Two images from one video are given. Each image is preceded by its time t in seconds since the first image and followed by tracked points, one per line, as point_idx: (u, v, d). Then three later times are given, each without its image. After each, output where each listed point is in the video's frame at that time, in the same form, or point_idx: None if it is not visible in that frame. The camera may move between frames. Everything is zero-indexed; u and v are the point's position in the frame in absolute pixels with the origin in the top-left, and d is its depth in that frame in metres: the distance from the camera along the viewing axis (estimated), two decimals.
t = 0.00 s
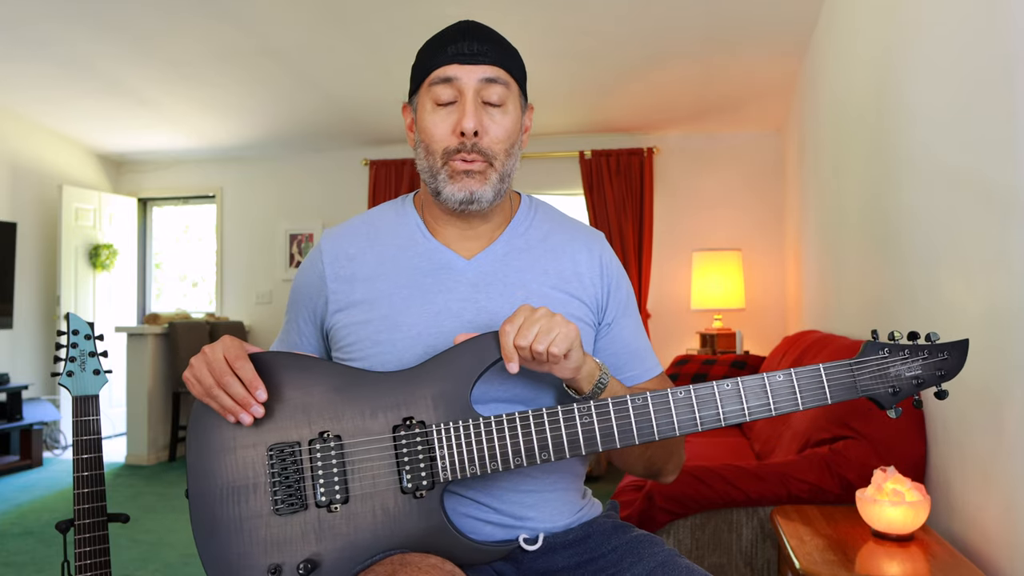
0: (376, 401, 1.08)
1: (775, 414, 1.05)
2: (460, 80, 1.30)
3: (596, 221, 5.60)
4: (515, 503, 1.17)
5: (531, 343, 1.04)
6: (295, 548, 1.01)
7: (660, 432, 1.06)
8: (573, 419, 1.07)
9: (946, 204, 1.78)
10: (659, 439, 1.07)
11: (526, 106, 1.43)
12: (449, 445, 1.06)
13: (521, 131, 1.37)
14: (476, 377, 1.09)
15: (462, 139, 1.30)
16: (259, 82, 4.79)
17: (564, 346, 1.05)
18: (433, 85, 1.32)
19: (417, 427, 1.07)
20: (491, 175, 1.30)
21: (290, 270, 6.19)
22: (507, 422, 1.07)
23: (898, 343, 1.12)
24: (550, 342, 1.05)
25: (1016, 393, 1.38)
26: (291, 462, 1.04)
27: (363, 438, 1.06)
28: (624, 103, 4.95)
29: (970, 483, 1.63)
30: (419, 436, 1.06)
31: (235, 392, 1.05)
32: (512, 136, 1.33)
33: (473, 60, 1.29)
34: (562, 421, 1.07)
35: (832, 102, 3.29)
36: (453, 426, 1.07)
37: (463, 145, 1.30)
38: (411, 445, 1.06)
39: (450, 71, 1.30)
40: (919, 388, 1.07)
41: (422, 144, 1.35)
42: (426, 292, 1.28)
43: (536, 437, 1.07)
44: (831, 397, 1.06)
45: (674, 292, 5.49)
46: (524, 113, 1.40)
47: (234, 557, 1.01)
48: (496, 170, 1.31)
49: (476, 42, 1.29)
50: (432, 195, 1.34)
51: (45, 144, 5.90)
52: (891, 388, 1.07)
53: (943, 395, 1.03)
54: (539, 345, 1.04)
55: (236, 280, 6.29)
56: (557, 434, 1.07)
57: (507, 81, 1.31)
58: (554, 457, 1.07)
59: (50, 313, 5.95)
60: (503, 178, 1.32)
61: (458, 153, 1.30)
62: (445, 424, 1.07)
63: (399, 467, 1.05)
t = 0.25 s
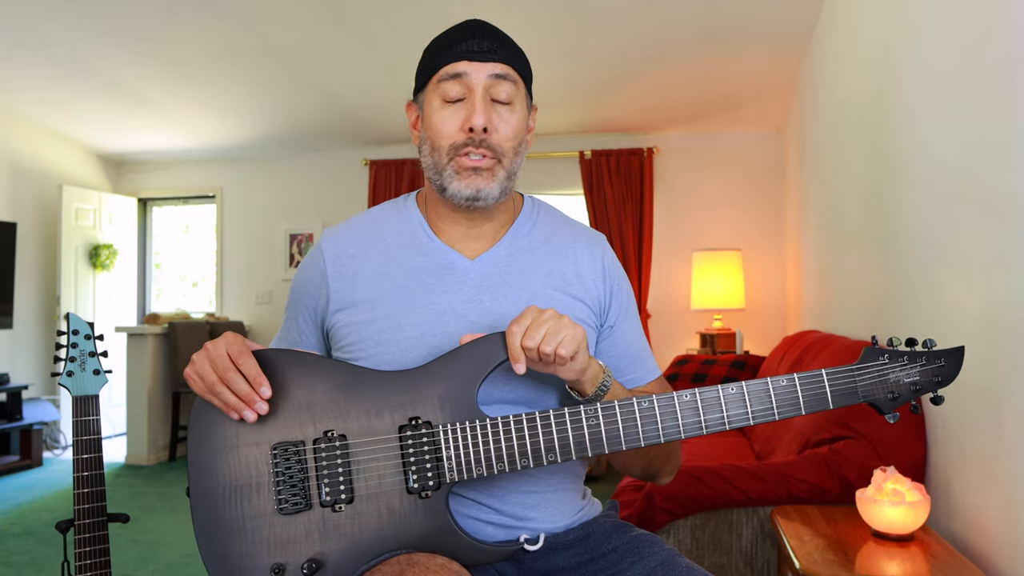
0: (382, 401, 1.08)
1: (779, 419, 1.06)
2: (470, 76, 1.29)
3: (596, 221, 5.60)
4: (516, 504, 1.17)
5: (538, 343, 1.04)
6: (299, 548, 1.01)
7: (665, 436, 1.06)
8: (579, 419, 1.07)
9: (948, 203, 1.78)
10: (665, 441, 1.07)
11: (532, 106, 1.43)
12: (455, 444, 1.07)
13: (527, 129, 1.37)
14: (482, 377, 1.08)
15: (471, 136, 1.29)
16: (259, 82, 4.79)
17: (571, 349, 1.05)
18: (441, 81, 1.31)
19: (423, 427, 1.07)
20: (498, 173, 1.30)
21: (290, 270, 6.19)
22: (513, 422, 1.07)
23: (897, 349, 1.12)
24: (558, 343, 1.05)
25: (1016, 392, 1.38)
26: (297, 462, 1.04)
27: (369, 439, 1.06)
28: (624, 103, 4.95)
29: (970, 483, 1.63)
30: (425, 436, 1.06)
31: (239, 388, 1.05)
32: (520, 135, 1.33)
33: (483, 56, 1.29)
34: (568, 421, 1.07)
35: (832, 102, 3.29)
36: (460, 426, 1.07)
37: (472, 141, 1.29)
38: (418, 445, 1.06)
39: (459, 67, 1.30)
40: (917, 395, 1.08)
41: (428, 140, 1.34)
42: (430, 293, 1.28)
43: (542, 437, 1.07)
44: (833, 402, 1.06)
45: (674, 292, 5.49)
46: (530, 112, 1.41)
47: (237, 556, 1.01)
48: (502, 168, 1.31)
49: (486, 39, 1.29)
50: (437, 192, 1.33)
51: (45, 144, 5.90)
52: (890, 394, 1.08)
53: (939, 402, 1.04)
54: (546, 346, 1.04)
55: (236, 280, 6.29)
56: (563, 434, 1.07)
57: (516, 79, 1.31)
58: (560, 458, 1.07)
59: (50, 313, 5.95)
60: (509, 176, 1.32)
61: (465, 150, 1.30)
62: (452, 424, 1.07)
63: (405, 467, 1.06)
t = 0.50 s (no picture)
0: (387, 402, 1.08)
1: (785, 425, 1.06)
2: (480, 76, 1.30)
3: (596, 221, 5.60)
4: (517, 504, 1.18)
5: (545, 345, 1.04)
6: (303, 547, 1.01)
7: (671, 440, 1.06)
8: (585, 421, 1.07)
9: (948, 203, 1.78)
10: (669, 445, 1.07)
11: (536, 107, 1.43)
12: (460, 445, 1.07)
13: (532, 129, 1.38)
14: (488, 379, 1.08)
15: (482, 135, 1.30)
16: (259, 82, 4.79)
17: (579, 352, 1.05)
18: (451, 79, 1.32)
19: (429, 428, 1.07)
20: (507, 172, 1.30)
21: (290, 270, 6.19)
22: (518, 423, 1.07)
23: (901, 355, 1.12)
24: (565, 345, 1.05)
25: (1016, 392, 1.38)
26: (301, 461, 1.04)
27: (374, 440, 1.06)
28: (624, 103, 4.95)
29: (971, 483, 1.63)
30: (430, 437, 1.06)
31: (244, 385, 1.05)
32: (527, 135, 1.33)
33: (493, 56, 1.30)
34: (574, 422, 1.07)
35: (832, 102, 3.29)
36: (466, 427, 1.07)
37: (483, 140, 1.30)
38: (423, 446, 1.06)
39: (469, 66, 1.30)
40: (922, 401, 1.08)
41: (435, 140, 1.35)
42: (430, 293, 1.28)
43: (547, 439, 1.07)
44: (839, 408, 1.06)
45: (674, 292, 5.49)
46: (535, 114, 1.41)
47: (240, 555, 1.01)
48: (511, 168, 1.31)
49: (495, 39, 1.30)
50: (444, 191, 1.33)
51: (45, 144, 5.90)
52: (896, 400, 1.08)
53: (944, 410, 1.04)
54: (552, 348, 1.04)
55: (236, 280, 6.29)
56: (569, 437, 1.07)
57: (524, 79, 1.32)
58: (566, 460, 1.07)
59: (50, 313, 5.95)
60: (517, 176, 1.32)
61: (476, 149, 1.30)
62: (458, 424, 1.07)
63: (410, 468, 1.06)
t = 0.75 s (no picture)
0: (386, 403, 1.08)
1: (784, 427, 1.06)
2: (477, 75, 1.30)
3: (596, 221, 5.60)
4: (516, 504, 1.17)
5: (544, 347, 1.04)
6: (300, 548, 1.01)
7: (669, 442, 1.06)
8: (584, 422, 1.07)
9: (949, 202, 1.78)
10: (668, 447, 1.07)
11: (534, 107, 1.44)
12: (458, 446, 1.06)
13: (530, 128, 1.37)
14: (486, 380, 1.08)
15: (480, 135, 1.29)
16: (259, 82, 4.79)
17: (578, 352, 1.05)
18: (448, 79, 1.31)
19: (428, 428, 1.07)
20: (505, 172, 1.30)
21: (290, 270, 6.19)
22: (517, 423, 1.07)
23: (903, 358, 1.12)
24: (564, 346, 1.04)
25: (1016, 392, 1.38)
26: (299, 462, 1.04)
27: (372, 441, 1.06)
28: (624, 103, 4.95)
29: (971, 483, 1.63)
30: (429, 438, 1.06)
31: (243, 385, 1.05)
32: (525, 134, 1.33)
33: (491, 55, 1.29)
34: (572, 423, 1.07)
35: (832, 103, 3.29)
36: (465, 427, 1.06)
37: (481, 140, 1.30)
38: (421, 447, 1.06)
39: (467, 66, 1.30)
40: (922, 405, 1.07)
41: (433, 140, 1.34)
42: (429, 293, 1.28)
43: (546, 440, 1.07)
44: (838, 411, 1.06)
45: (674, 292, 5.49)
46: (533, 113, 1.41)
47: (238, 555, 1.01)
48: (509, 167, 1.31)
49: (492, 38, 1.30)
50: (442, 191, 1.32)
51: (45, 144, 5.90)
52: (895, 403, 1.08)
53: (944, 413, 1.04)
54: (551, 350, 1.04)
55: (236, 280, 6.29)
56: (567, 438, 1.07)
57: (521, 78, 1.32)
58: (565, 462, 1.07)
59: (50, 313, 5.95)
60: (515, 175, 1.32)
61: (474, 149, 1.30)
62: (456, 425, 1.07)
63: (408, 469, 1.06)
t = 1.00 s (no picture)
0: (380, 404, 1.08)
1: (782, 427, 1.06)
2: (471, 74, 1.31)
3: (596, 221, 5.60)
4: (515, 504, 1.17)
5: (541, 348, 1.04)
6: (296, 548, 1.01)
7: (666, 442, 1.06)
8: (579, 423, 1.07)
9: (950, 200, 1.77)
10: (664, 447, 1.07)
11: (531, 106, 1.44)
12: (453, 446, 1.06)
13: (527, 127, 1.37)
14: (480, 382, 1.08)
15: (475, 132, 1.30)
16: (259, 82, 4.79)
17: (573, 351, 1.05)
18: (442, 79, 1.32)
19: (422, 429, 1.07)
20: (500, 170, 1.30)
21: (290, 270, 6.19)
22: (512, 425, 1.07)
23: (904, 355, 1.11)
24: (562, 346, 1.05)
25: (1016, 392, 1.38)
26: (294, 462, 1.04)
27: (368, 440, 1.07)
28: (624, 103, 4.95)
29: (971, 483, 1.63)
30: (424, 439, 1.06)
31: (239, 387, 1.05)
32: (520, 133, 1.33)
33: (484, 54, 1.30)
34: (567, 424, 1.07)
35: (832, 103, 3.29)
36: (459, 428, 1.06)
37: (475, 138, 1.30)
38: (416, 448, 1.06)
39: (460, 66, 1.31)
40: (923, 404, 1.07)
41: (429, 140, 1.34)
42: (428, 292, 1.28)
43: (541, 440, 1.07)
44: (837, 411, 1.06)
45: (674, 292, 5.49)
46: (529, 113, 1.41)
47: (234, 556, 1.01)
48: (505, 165, 1.31)
49: (485, 37, 1.31)
50: (439, 190, 1.32)
51: (45, 144, 5.90)
52: (896, 403, 1.07)
53: (946, 413, 1.04)
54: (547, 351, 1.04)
55: (236, 280, 6.29)
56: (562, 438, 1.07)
57: (516, 76, 1.33)
58: (560, 462, 1.07)
59: (50, 313, 5.96)
60: (512, 173, 1.32)
61: (469, 147, 1.30)
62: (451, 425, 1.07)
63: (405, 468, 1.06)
